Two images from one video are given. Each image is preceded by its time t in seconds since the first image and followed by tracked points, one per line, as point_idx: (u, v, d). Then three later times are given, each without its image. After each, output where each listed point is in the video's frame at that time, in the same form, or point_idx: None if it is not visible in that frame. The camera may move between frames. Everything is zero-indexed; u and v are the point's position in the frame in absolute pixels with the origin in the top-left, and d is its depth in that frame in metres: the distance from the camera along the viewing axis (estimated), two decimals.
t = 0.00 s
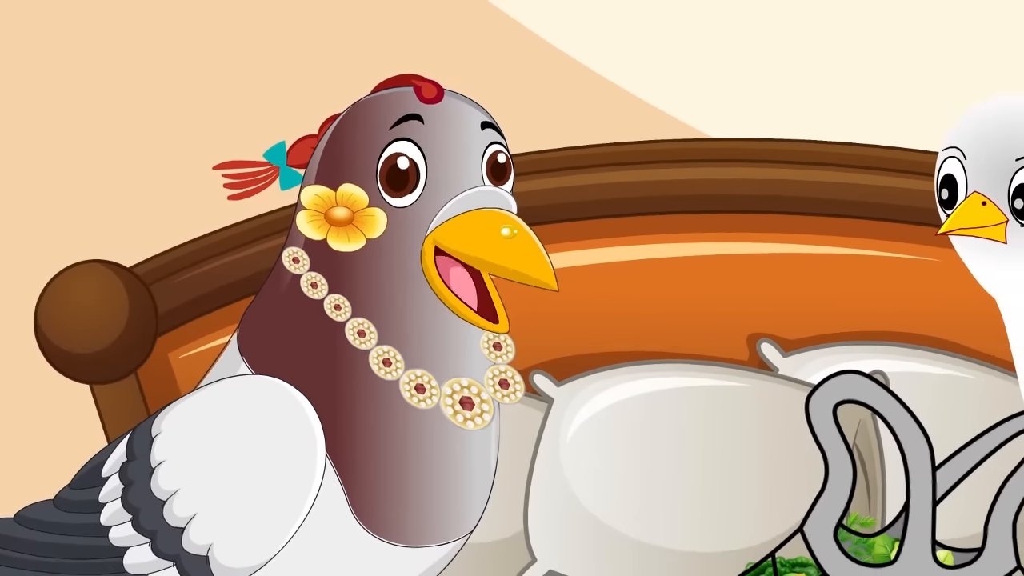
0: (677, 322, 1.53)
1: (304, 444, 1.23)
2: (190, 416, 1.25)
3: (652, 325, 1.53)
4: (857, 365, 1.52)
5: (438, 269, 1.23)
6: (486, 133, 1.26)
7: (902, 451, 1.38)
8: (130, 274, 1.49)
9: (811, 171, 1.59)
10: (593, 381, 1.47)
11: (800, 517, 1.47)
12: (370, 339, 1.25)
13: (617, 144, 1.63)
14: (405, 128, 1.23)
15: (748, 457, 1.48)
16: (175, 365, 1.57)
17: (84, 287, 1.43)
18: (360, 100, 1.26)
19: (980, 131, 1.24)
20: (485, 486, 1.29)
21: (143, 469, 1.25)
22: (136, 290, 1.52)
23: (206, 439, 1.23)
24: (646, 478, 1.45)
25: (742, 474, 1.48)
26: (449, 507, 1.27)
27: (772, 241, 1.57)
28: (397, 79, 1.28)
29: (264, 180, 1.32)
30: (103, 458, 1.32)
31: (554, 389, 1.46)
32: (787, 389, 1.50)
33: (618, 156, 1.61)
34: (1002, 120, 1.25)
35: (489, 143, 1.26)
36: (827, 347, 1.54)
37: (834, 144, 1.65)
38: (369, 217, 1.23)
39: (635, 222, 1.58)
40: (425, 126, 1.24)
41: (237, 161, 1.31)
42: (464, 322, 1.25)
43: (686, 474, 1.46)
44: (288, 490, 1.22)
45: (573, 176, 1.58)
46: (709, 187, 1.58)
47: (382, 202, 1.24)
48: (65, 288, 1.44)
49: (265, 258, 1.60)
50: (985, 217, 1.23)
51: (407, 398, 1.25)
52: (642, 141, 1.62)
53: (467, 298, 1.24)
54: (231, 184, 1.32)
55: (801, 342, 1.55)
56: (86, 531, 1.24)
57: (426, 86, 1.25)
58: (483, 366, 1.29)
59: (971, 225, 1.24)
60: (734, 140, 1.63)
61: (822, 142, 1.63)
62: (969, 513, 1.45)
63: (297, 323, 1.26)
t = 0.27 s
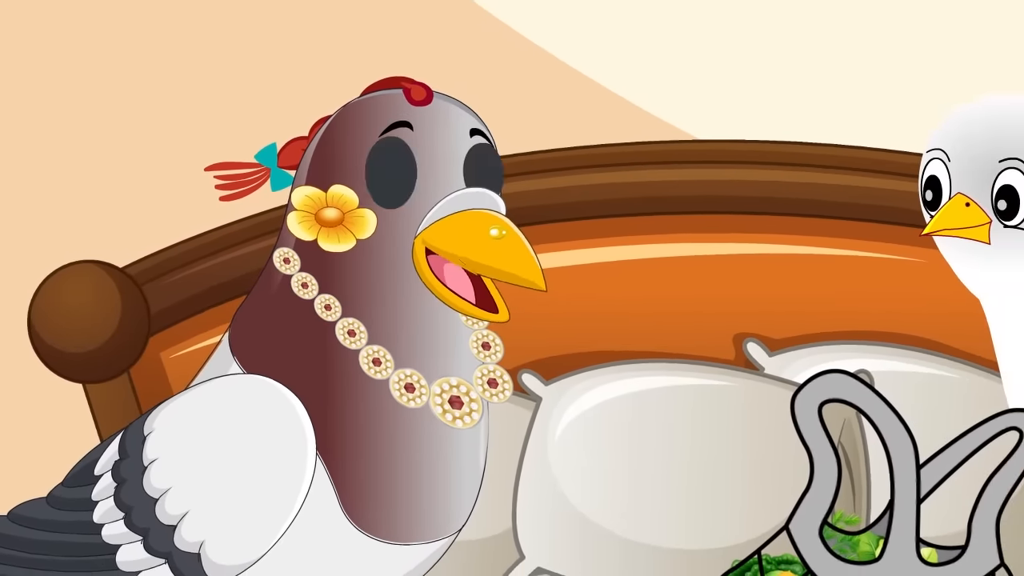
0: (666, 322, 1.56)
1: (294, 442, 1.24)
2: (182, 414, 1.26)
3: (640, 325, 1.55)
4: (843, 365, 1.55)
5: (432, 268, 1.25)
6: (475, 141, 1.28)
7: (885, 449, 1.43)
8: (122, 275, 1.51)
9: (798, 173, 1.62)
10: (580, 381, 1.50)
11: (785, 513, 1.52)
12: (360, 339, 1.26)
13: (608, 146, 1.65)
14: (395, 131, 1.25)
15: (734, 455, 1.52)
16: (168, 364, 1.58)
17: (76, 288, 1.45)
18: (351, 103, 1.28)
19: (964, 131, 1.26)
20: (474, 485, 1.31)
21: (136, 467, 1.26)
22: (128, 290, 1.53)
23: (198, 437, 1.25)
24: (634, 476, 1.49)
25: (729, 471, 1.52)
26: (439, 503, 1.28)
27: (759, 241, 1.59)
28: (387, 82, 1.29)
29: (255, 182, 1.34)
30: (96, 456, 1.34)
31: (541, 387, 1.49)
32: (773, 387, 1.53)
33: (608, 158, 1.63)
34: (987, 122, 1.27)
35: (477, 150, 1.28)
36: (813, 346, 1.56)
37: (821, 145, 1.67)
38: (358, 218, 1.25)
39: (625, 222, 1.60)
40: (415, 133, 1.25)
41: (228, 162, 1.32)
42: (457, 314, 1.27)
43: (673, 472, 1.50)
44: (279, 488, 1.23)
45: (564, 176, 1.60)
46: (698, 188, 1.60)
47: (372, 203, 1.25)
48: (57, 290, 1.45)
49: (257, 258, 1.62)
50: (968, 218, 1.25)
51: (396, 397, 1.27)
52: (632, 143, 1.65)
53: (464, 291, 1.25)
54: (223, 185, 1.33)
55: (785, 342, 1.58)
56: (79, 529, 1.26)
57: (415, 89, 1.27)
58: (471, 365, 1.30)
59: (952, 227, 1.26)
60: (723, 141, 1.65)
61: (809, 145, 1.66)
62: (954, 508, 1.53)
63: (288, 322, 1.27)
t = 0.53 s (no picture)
0: (656, 322, 1.58)
1: (286, 441, 1.25)
2: (176, 415, 1.28)
3: (631, 325, 1.58)
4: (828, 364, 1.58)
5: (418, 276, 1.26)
6: (464, 137, 1.29)
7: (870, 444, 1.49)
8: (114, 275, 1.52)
9: (786, 174, 1.64)
10: (568, 380, 1.54)
11: (771, 511, 1.58)
12: (351, 338, 1.28)
13: (597, 147, 1.67)
14: (385, 132, 1.26)
15: (721, 455, 1.57)
16: (160, 363, 1.60)
17: (68, 288, 1.46)
18: (341, 105, 1.29)
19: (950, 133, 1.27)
20: (463, 483, 1.32)
21: (130, 468, 1.27)
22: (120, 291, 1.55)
23: (191, 437, 1.26)
24: (622, 475, 1.55)
25: (716, 470, 1.57)
26: (429, 499, 1.29)
27: (747, 242, 1.62)
28: (377, 83, 1.31)
29: (246, 183, 1.35)
30: (91, 457, 1.35)
31: (530, 386, 1.53)
32: (758, 386, 1.57)
33: (598, 158, 1.65)
34: (970, 124, 1.28)
35: (466, 147, 1.29)
36: (798, 346, 1.59)
37: (809, 147, 1.69)
38: (348, 219, 1.26)
39: (615, 223, 1.62)
40: (404, 130, 1.26)
41: (219, 164, 1.33)
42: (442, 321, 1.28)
43: (660, 470, 1.56)
44: (271, 486, 1.24)
45: (555, 178, 1.62)
46: (686, 189, 1.62)
47: (362, 204, 1.26)
48: (50, 290, 1.47)
49: (248, 259, 1.63)
50: (953, 219, 1.26)
51: (386, 396, 1.28)
52: (621, 145, 1.67)
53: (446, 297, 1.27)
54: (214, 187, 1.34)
55: (772, 341, 1.61)
56: (74, 530, 1.27)
57: (405, 91, 1.28)
58: (461, 365, 1.31)
59: (938, 228, 1.27)
60: (710, 143, 1.67)
61: (796, 146, 1.68)
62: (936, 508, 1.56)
63: (280, 323, 1.29)
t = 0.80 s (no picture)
0: (636, 322, 1.62)
1: (277, 440, 1.26)
2: (168, 414, 1.29)
3: (619, 323, 1.62)
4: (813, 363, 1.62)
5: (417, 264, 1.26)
6: (453, 139, 1.30)
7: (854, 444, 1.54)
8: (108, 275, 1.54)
9: (773, 176, 1.66)
10: (557, 381, 1.58)
11: (756, 510, 1.63)
12: (341, 338, 1.29)
13: (587, 149, 1.69)
14: (374, 133, 1.27)
15: (708, 455, 1.62)
16: (153, 362, 1.62)
17: (62, 288, 1.48)
18: (332, 107, 1.30)
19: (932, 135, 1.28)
20: (452, 481, 1.33)
21: (123, 467, 1.28)
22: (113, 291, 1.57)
23: (183, 436, 1.27)
24: (611, 474, 1.60)
25: (703, 470, 1.62)
26: (418, 499, 1.31)
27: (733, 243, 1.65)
28: (368, 86, 1.32)
29: (237, 184, 1.36)
30: (84, 456, 1.36)
31: (519, 386, 1.58)
32: (745, 388, 1.61)
33: (588, 160, 1.68)
34: (954, 126, 1.30)
35: (455, 149, 1.30)
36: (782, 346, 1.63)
37: (796, 150, 1.71)
38: (339, 220, 1.27)
39: (603, 223, 1.65)
40: (394, 132, 1.27)
41: (211, 165, 1.35)
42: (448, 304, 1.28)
43: (648, 470, 1.60)
44: (263, 485, 1.25)
45: (545, 179, 1.64)
46: (674, 191, 1.65)
47: (353, 204, 1.28)
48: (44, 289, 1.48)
49: (243, 259, 1.65)
50: (937, 220, 1.26)
51: (376, 395, 1.30)
52: (610, 147, 1.69)
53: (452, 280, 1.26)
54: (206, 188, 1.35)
55: (757, 340, 1.65)
56: (68, 529, 1.27)
57: (395, 93, 1.29)
58: (450, 364, 1.32)
59: (921, 228, 1.27)
60: (698, 146, 1.70)
61: (783, 148, 1.71)
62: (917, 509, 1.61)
63: (272, 323, 1.30)
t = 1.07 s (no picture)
0: (624, 321, 1.64)
1: (269, 438, 1.28)
2: (160, 413, 1.30)
3: (608, 322, 1.64)
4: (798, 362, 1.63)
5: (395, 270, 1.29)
6: (443, 140, 1.31)
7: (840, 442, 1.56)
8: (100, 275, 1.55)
9: (761, 177, 1.68)
10: (545, 380, 1.60)
11: (743, 508, 1.64)
12: (332, 338, 1.31)
13: (577, 151, 1.71)
14: (365, 135, 1.28)
15: (694, 453, 1.63)
16: (146, 361, 1.64)
17: (55, 287, 1.49)
18: (322, 109, 1.31)
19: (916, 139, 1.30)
20: (441, 480, 1.35)
21: (116, 466, 1.29)
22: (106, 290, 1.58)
23: (175, 435, 1.28)
24: (599, 471, 1.61)
25: (690, 468, 1.63)
26: (406, 497, 1.32)
27: (721, 244, 1.67)
28: (358, 88, 1.33)
29: (229, 185, 1.38)
30: (78, 455, 1.37)
31: (508, 385, 1.60)
32: (730, 386, 1.62)
33: (579, 161, 1.70)
34: (938, 128, 1.31)
35: (444, 150, 1.31)
36: (767, 347, 1.65)
37: (784, 151, 1.73)
38: (330, 221, 1.29)
39: (592, 224, 1.67)
40: (383, 133, 1.28)
41: (203, 166, 1.36)
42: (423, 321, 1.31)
43: (635, 467, 1.62)
44: (255, 483, 1.26)
45: (535, 180, 1.66)
46: (662, 193, 1.67)
47: (343, 205, 1.29)
48: (36, 289, 1.50)
49: (235, 259, 1.66)
50: (921, 221, 1.28)
51: (367, 394, 1.31)
52: (600, 148, 1.71)
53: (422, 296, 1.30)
54: (198, 189, 1.37)
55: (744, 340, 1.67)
56: (61, 526, 1.29)
57: (385, 95, 1.30)
58: (440, 363, 1.34)
59: (906, 228, 1.28)
60: (687, 148, 1.72)
61: (771, 150, 1.72)
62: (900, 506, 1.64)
63: (263, 322, 1.31)
